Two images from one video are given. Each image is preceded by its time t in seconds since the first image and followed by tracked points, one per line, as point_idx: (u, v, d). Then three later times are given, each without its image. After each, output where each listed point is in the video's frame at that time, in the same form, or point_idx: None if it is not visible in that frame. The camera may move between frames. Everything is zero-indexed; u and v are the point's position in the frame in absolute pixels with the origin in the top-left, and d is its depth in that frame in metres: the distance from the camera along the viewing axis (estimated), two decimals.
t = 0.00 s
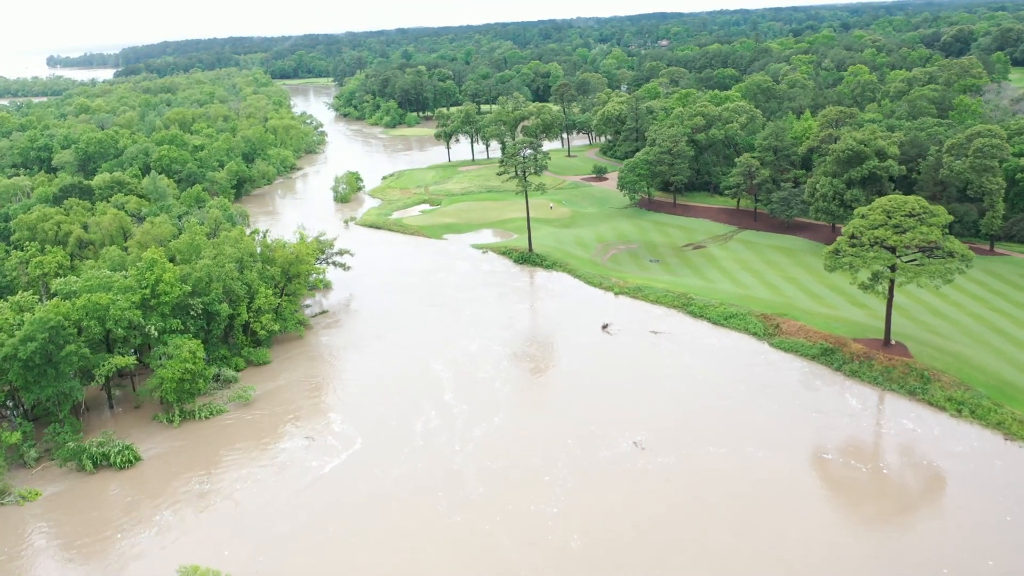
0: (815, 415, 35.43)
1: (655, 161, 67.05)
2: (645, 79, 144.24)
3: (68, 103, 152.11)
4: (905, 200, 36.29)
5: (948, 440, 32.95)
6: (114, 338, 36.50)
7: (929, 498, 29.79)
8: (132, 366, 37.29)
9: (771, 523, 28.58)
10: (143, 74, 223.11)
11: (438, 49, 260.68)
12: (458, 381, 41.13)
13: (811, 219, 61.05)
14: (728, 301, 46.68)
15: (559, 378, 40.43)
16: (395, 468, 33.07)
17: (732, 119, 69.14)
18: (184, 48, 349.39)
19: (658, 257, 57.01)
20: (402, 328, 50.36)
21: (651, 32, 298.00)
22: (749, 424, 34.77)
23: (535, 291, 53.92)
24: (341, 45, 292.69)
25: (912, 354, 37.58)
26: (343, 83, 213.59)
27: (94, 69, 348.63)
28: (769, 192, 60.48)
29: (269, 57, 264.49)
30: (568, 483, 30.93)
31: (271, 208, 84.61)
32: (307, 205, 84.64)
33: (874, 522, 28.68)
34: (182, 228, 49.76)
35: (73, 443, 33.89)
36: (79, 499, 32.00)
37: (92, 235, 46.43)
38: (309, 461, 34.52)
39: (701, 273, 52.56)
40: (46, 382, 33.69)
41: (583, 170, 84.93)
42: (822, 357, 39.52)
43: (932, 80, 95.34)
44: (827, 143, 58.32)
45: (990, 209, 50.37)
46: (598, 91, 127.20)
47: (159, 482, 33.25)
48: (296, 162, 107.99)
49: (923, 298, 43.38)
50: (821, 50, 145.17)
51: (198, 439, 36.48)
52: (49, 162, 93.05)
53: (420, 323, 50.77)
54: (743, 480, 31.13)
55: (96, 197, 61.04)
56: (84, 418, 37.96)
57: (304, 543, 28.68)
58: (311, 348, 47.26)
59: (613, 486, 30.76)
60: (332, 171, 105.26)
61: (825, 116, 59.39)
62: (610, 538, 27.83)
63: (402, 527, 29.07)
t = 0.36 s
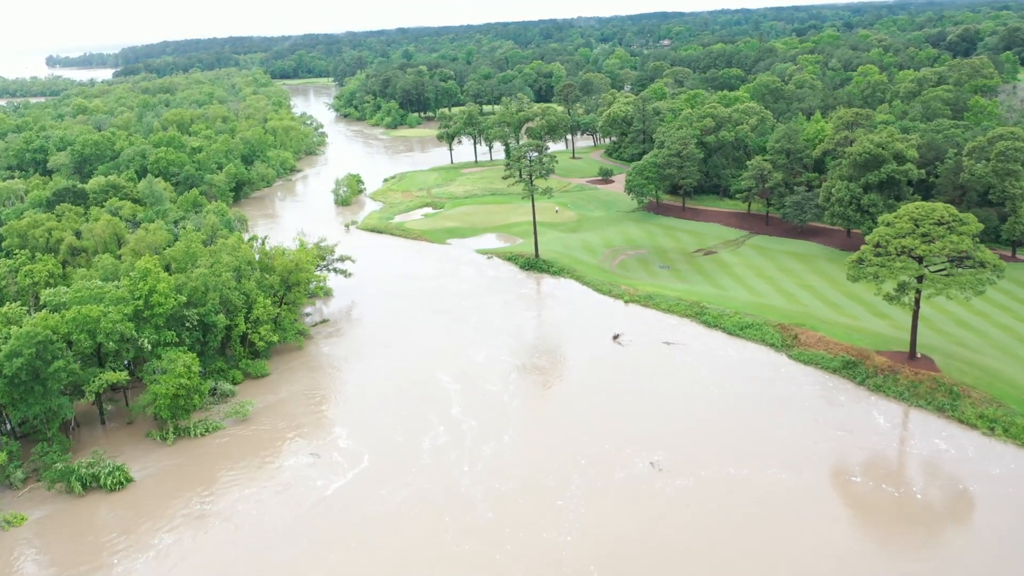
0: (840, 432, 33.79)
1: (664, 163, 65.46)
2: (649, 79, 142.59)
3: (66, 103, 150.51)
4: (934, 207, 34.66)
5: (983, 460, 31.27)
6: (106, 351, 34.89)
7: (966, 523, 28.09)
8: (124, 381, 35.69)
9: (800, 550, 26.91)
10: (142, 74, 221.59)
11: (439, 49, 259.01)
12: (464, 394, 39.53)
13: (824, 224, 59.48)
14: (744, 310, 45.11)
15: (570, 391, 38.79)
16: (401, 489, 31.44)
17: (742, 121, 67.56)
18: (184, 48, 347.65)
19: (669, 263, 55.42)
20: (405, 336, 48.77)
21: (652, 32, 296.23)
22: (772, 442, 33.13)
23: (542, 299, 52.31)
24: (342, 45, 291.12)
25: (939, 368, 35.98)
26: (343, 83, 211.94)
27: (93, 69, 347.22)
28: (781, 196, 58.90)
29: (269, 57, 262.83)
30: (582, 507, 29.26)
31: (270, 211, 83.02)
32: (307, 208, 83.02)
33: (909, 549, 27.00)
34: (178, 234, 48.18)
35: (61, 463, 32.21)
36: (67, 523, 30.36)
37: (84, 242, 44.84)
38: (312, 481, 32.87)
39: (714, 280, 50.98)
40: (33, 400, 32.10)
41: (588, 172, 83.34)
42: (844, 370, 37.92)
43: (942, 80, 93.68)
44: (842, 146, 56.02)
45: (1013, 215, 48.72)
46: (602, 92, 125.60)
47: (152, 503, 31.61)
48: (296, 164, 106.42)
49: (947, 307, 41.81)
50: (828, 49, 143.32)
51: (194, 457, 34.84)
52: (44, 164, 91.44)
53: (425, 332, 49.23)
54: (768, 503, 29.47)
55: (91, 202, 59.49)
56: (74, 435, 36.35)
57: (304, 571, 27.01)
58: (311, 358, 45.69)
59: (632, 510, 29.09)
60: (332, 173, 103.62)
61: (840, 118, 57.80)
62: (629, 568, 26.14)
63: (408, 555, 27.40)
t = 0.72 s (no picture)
0: (869, 451, 32.08)
1: (673, 166, 63.89)
2: (653, 79, 140.90)
3: (63, 103, 148.90)
4: (965, 215, 33.07)
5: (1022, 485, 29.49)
6: (96, 367, 33.30)
7: (1008, 552, 26.31)
8: (115, 398, 34.07)
9: None
10: (141, 75, 220.12)
11: (440, 49, 257.40)
12: (471, 409, 37.91)
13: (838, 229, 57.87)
14: (761, 319, 43.50)
15: (582, 406, 37.13)
16: (408, 513, 29.76)
17: (753, 123, 65.91)
18: (184, 48, 345.81)
19: (680, 270, 53.83)
20: (409, 346, 47.15)
21: (654, 32, 293.68)
22: (797, 463, 31.45)
23: (550, 307, 50.69)
24: (342, 45, 289.36)
25: (968, 384, 34.35)
26: (343, 83, 210.27)
27: (92, 70, 345.78)
28: (794, 200, 57.31)
29: (269, 57, 261.11)
30: (597, 535, 27.55)
31: (270, 214, 81.45)
32: (307, 212, 81.39)
33: None
34: (173, 241, 46.57)
35: (47, 486, 30.53)
36: (54, 550, 28.71)
37: (76, 250, 43.25)
38: (315, 503, 31.19)
39: (727, 288, 49.40)
40: (18, 419, 30.45)
41: (594, 175, 81.71)
42: (868, 385, 36.27)
43: (954, 81, 91.96)
44: (859, 149, 54.16)
45: None
46: (606, 92, 123.94)
47: (143, 528, 29.94)
48: (296, 166, 104.85)
49: (972, 318, 40.16)
50: (834, 49, 141.59)
51: (188, 478, 33.19)
52: (39, 167, 89.82)
53: (430, 341, 47.61)
54: (797, 528, 27.76)
55: (85, 207, 57.88)
56: (62, 454, 34.71)
57: None
58: (312, 370, 44.08)
59: (652, 537, 27.38)
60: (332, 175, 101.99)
61: (856, 120, 56.18)
62: None
63: None
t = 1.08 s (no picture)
0: (898, 470, 30.56)
1: (681, 170, 62.48)
2: (657, 79, 139.34)
3: (61, 104, 147.42)
4: (996, 224, 31.58)
5: None
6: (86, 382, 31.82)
7: None
8: (106, 415, 32.60)
9: None
10: (140, 75, 218.69)
11: (441, 49, 255.91)
12: (478, 424, 36.45)
13: (852, 234, 56.44)
14: (778, 329, 42.04)
15: (593, 421, 35.68)
16: (415, 538, 28.25)
17: (763, 125, 64.44)
18: (183, 48, 344.24)
19: (691, 277, 52.36)
20: (413, 356, 45.68)
21: (656, 31, 291.70)
22: (823, 483, 29.96)
23: (557, 315, 49.23)
24: (342, 45, 287.66)
25: (998, 400, 32.89)
26: (344, 84, 208.83)
27: (92, 69, 344.58)
28: (807, 205, 55.87)
29: (269, 57, 259.49)
30: (615, 563, 26.02)
31: (269, 217, 80.02)
32: (307, 215, 79.88)
33: None
34: (168, 248, 45.10)
35: (34, 509, 29.06)
36: None
37: (67, 258, 41.79)
38: (318, 524, 29.70)
39: (739, 295, 47.95)
40: (3, 439, 28.97)
41: (599, 177, 80.30)
42: (892, 400, 34.81)
43: (965, 81, 90.33)
44: (875, 152, 52.68)
45: None
46: (610, 93, 122.42)
47: (135, 553, 28.44)
48: (296, 168, 103.44)
49: (997, 329, 38.74)
50: (839, 49, 140.07)
51: (183, 498, 31.71)
52: (35, 169, 88.35)
53: (434, 350, 46.17)
54: (826, 554, 26.23)
55: (79, 211, 56.38)
56: (51, 473, 33.24)
57: None
58: (313, 381, 42.63)
59: (673, 565, 25.84)
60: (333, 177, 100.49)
61: (872, 121, 54.67)
62: None
63: None
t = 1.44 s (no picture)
0: (932, 493, 28.91)
1: (691, 173, 60.83)
2: (661, 79, 137.72)
3: (59, 104, 145.97)
4: None
5: None
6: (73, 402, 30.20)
7: None
8: (95, 435, 30.96)
9: None
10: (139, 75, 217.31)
11: (442, 48, 254.19)
12: (487, 441, 34.84)
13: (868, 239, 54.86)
14: (797, 340, 40.43)
15: (606, 437, 34.08)
16: (424, 567, 26.62)
17: (774, 127, 62.82)
18: (183, 48, 342.74)
19: (702, 284, 50.73)
20: (417, 367, 44.10)
21: (657, 31, 290.03)
22: (853, 508, 28.32)
23: (566, 324, 47.62)
24: (342, 44, 285.44)
25: None
26: (344, 83, 207.34)
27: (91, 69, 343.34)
28: (822, 209, 54.29)
29: (269, 57, 257.97)
30: None
31: (268, 221, 78.43)
32: (307, 219, 78.34)
33: None
34: (162, 256, 43.49)
35: (17, 538, 27.40)
36: None
37: (57, 267, 40.18)
38: (324, 550, 28.08)
39: (754, 304, 46.36)
40: None
41: (605, 179, 78.76)
42: (920, 417, 33.19)
43: (977, 82, 88.68)
44: (893, 155, 51.19)
45: None
46: (614, 93, 120.81)
47: None
48: (296, 170, 101.92)
49: None
50: (846, 49, 138.49)
51: (176, 523, 30.05)
52: (30, 171, 86.77)
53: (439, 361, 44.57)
54: None
55: (72, 216, 54.81)
56: (38, 496, 31.60)
57: None
58: (313, 394, 41.01)
59: None
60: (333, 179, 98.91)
61: (890, 125, 52.99)
62: None
63: None
